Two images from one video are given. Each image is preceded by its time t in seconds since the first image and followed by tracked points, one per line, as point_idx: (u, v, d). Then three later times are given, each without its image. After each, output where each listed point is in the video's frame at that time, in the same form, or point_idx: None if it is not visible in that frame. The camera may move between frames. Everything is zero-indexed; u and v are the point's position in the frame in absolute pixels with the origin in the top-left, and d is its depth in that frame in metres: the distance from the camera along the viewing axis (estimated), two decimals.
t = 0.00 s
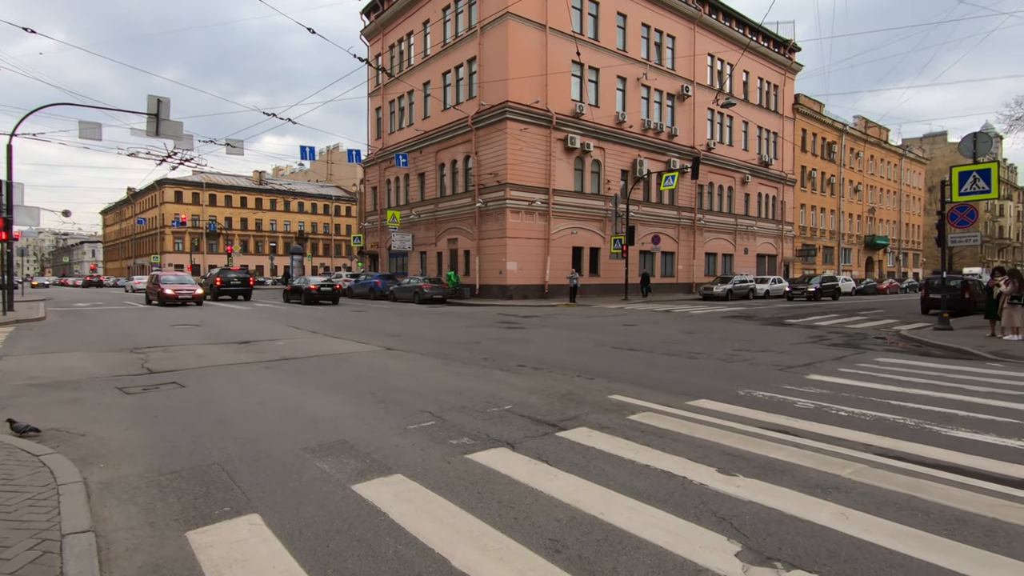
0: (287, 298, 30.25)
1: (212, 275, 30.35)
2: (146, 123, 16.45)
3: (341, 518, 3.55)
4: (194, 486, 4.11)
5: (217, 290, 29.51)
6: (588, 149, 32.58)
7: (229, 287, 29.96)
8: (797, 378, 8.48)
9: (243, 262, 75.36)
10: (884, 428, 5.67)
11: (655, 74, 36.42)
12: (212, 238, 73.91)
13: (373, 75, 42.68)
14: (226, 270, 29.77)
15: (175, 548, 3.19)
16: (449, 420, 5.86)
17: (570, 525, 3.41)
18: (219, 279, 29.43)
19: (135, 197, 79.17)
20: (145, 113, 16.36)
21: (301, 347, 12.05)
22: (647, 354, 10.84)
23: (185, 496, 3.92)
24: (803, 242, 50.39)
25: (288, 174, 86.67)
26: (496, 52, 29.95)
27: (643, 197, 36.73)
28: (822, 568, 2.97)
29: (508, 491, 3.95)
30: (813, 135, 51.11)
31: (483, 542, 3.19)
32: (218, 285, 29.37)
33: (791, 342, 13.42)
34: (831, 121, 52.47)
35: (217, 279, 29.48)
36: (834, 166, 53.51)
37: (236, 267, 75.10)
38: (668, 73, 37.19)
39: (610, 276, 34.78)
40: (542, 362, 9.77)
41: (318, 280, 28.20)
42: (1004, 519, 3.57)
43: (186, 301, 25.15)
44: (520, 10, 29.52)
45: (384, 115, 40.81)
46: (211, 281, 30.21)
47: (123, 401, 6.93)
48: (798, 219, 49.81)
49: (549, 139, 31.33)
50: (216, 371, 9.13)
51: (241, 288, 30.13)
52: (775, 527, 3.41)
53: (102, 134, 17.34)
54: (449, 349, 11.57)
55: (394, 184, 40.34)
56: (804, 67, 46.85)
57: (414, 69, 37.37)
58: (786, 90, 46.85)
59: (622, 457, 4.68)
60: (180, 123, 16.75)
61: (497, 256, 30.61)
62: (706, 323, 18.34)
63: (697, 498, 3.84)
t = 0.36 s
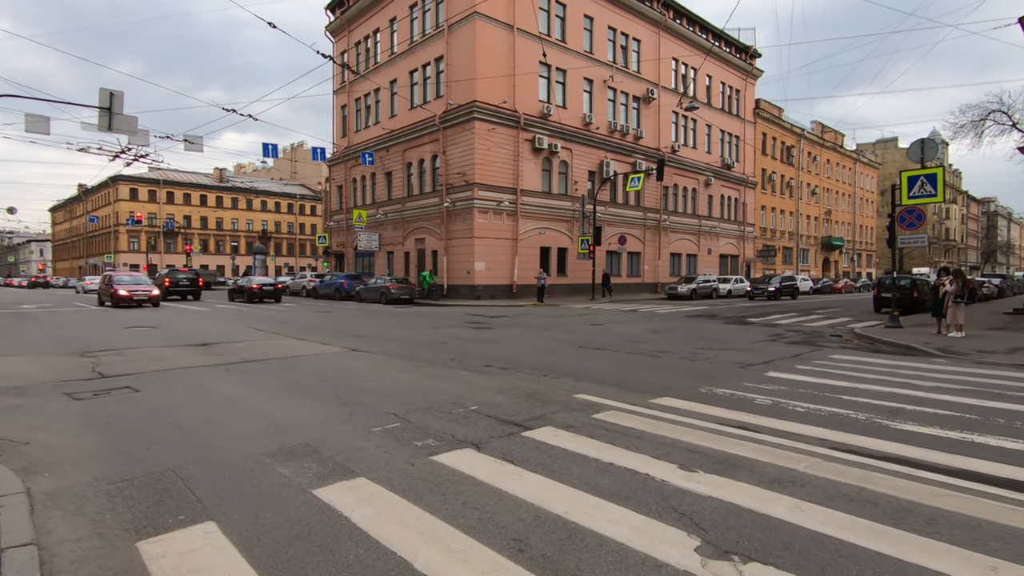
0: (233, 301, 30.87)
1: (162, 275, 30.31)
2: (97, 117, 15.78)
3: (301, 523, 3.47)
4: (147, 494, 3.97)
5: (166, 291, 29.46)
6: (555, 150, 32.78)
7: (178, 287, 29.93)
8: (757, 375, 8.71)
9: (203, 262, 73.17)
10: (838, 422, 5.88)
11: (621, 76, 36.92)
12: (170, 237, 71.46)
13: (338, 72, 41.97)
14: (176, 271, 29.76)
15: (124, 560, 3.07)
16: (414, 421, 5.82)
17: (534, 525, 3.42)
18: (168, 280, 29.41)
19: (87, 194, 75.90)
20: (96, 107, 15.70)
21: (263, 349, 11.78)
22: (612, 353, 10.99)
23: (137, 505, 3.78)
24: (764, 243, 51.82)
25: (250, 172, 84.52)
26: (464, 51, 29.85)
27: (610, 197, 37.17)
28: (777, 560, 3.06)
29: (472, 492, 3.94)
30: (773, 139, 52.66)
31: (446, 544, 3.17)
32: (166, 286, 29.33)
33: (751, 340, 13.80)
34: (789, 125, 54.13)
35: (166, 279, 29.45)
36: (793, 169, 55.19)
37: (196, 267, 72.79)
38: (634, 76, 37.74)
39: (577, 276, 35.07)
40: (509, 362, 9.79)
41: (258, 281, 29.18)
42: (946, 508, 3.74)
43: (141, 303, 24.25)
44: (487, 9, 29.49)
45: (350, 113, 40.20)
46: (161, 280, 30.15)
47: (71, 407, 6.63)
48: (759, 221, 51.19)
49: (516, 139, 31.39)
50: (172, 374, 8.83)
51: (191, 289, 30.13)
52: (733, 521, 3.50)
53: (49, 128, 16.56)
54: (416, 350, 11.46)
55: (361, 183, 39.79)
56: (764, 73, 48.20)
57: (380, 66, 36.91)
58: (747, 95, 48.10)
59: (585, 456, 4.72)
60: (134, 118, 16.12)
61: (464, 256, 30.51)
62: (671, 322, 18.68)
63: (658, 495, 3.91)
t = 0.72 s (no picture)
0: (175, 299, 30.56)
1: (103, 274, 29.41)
2: (43, 109, 15.06)
3: (254, 529, 3.38)
4: (89, 503, 3.80)
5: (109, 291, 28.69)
6: (522, 150, 32.88)
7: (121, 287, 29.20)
8: (716, 373, 8.92)
9: (159, 261, 70.61)
10: (791, 417, 6.06)
11: (587, 78, 37.28)
12: (123, 236, 68.70)
13: (301, 68, 41.11)
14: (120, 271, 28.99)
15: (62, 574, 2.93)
16: (376, 423, 5.73)
17: (493, 525, 3.42)
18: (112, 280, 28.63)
19: (33, 190, 72.37)
20: (42, 99, 14.99)
21: (221, 351, 11.44)
22: (576, 352, 11.08)
23: (78, 515, 3.61)
24: (726, 243, 53.09)
25: (210, 170, 82.08)
26: (430, 49, 29.66)
27: (577, 198, 37.48)
28: (730, 552, 3.13)
29: (432, 494, 3.90)
30: (735, 142, 54.03)
31: (403, 547, 3.14)
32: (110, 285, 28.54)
33: (712, 338, 14.12)
34: (750, 129, 55.63)
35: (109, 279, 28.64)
36: (753, 172, 56.72)
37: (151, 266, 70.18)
38: (600, 78, 38.17)
39: (544, 276, 35.23)
40: (474, 362, 9.76)
41: (202, 279, 29.81)
42: (890, 498, 3.90)
43: (91, 304, 23.24)
44: (454, 8, 29.38)
45: (314, 110, 39.45)
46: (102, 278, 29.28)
47: (10, 414, 6.30)
48: (721, 222, 52.42)
49: (483, 138, 31.34)
50: (122, 378, 8.48)
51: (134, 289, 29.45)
52: (689, 516, 3.56)
53: None
54: (380, 351, 11.31)
55: (325, 181, 39.08)
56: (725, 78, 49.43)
57: (344, 63, 36.32)
58: (710, 98, 49.23)
59: (546, 455, 4.74)
60: (82, 111, 15.45)
61: (431, 256, 30.30)
62: (635, 321, 18.97)
63: (617, 492, 3.95)
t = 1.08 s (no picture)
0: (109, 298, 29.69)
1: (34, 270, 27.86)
2: None
3: (195, 540, 3.24)
4: (17, 517, 3.58)
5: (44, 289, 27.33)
6: (486, 150, 32.83)
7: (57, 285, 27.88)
8: (675, 371, 9.09)
9: (108, 261, 67.60)
10: (744, 414, 6.22)
11: (551, 79, 37.53)
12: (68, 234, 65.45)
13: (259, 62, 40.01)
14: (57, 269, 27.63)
15: None
16: (331, 427, 5.60)
17: (447, 528, 3.37)
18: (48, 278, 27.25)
19: None
20: None
21: (172, 354, 11.01)
22: (538, 352, 11.13)
23: (4, 531, 3.40)
24: (687, 244, 54.24)
25: (163, 166, 79.06)
26: (392, 47, 29.31)
27: (541, 198, 37.64)
28: (680, 549, 3.17)
29: (386, 498, 3.83)
30: (695, 145, 55.26)
31: (353, 553, 3.07)
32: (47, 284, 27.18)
33: (671, 337, 14.40)
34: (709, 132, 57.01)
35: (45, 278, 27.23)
36: (712, 174, 58.13)
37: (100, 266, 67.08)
38: (564, 79, 38.47)
39: (508, 276, 35.27)
40: (434, 362, 9.68)
41: (137, 278, 29.39)
42: (835, 491, 4.03)
43: (32, 306, 22.07)
44: (417, 5, 29.11)
45: (273, 105, 38.45)
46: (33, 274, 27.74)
47: None
48: (682, 223, 53.54)
49: (447, 137, 31.15)
50: (62, 384, 8.06)
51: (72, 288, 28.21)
52: (641, 514, 3.60)
53: None
54: (339, 352, 11.10)
55: (284, 179, 38.15)
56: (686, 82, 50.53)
57: (304, 58, 35.54)
58: (671, 102, 50.25)
59: (503, 455, 4.72)
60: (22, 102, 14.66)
61: (394, 256, 29.94)
62: (598, 320, 19.19)
63: (572, 491, 3.96)
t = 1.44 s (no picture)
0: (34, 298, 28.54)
1: None
2: None
3: (125, 554, 3.09)
4: None
5: None
6: (448, 149, 32.64)
7: None
8: (631, 370, 9.24)
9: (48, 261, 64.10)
10: (695, 411, 6.36)
11: (513, 80, 37.64)
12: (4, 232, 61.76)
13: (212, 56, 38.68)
14: None
15: None
16: (280, 432, 5.45)
17: (394, 532, 3.32)
18: None
19: None
20: None
21: (115, 358, 10.52)
22: (498, 352, 11.13)
23: None
24: (647, 245, 55.24)
25: (109, 162, 75.59)
26: (352, 43, 28.83)
27: (503, 199, 37.65)
28: (627, 546, 3.20)
29: (332, 503, 3.75)
30: (654, 147, 56.34)
31: (293, 562, 2.98)
32: None
33: (629, 336, 14.62)
34: (668, 135, 58.20)
35: None
36: (671, 177, 59.35)
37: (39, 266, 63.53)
38: (526, 80, 38.65)
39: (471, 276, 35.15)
40: (391, 364, 9.56)
41: (65, 278, 28.39)
42: (777, 484, 4.16)
43: None
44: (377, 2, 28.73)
45: (226, 100, 37.24)
46: None
47: None
48: (642, 224, 54.48)
49: (408, 136, 30.83)
50: None
51: None
52: (590, 512, 3.63)
53: None
54: (294, 355, 10.83)
55: (239, 176, 37.01)
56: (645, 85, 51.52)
57: (260, 53, 34.56)
58: (631, 105, 51.13)
59: (456, 457, 4.69)
60: None
61: (354, 256, 29.43)
62: (559, 320, 19.34)
63: (523, 491, 3.96)
